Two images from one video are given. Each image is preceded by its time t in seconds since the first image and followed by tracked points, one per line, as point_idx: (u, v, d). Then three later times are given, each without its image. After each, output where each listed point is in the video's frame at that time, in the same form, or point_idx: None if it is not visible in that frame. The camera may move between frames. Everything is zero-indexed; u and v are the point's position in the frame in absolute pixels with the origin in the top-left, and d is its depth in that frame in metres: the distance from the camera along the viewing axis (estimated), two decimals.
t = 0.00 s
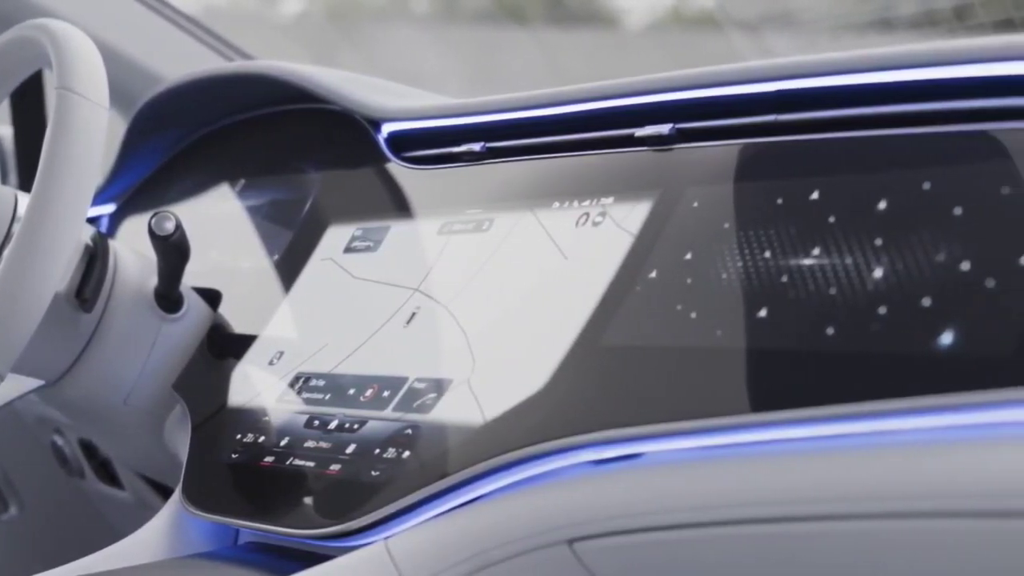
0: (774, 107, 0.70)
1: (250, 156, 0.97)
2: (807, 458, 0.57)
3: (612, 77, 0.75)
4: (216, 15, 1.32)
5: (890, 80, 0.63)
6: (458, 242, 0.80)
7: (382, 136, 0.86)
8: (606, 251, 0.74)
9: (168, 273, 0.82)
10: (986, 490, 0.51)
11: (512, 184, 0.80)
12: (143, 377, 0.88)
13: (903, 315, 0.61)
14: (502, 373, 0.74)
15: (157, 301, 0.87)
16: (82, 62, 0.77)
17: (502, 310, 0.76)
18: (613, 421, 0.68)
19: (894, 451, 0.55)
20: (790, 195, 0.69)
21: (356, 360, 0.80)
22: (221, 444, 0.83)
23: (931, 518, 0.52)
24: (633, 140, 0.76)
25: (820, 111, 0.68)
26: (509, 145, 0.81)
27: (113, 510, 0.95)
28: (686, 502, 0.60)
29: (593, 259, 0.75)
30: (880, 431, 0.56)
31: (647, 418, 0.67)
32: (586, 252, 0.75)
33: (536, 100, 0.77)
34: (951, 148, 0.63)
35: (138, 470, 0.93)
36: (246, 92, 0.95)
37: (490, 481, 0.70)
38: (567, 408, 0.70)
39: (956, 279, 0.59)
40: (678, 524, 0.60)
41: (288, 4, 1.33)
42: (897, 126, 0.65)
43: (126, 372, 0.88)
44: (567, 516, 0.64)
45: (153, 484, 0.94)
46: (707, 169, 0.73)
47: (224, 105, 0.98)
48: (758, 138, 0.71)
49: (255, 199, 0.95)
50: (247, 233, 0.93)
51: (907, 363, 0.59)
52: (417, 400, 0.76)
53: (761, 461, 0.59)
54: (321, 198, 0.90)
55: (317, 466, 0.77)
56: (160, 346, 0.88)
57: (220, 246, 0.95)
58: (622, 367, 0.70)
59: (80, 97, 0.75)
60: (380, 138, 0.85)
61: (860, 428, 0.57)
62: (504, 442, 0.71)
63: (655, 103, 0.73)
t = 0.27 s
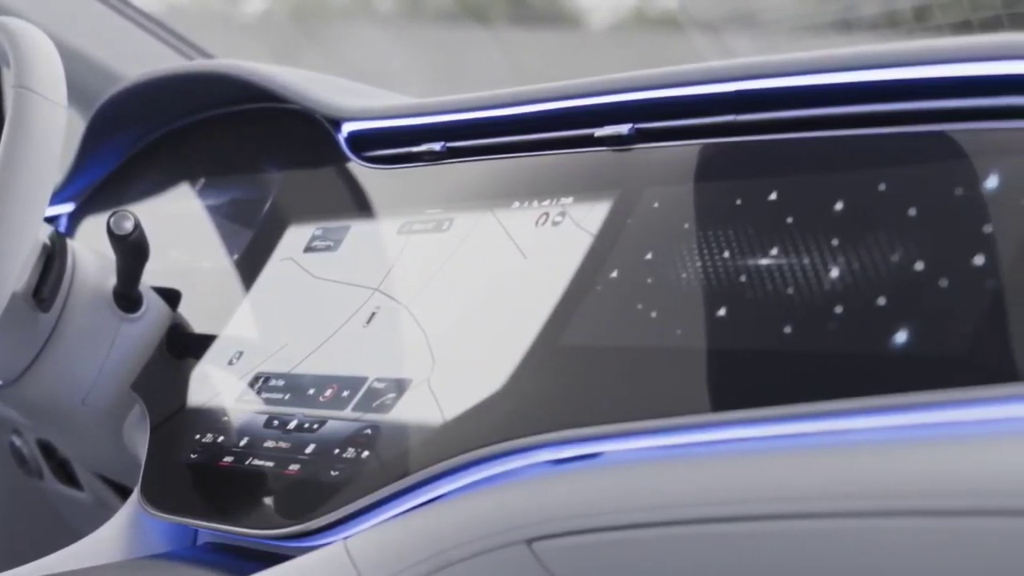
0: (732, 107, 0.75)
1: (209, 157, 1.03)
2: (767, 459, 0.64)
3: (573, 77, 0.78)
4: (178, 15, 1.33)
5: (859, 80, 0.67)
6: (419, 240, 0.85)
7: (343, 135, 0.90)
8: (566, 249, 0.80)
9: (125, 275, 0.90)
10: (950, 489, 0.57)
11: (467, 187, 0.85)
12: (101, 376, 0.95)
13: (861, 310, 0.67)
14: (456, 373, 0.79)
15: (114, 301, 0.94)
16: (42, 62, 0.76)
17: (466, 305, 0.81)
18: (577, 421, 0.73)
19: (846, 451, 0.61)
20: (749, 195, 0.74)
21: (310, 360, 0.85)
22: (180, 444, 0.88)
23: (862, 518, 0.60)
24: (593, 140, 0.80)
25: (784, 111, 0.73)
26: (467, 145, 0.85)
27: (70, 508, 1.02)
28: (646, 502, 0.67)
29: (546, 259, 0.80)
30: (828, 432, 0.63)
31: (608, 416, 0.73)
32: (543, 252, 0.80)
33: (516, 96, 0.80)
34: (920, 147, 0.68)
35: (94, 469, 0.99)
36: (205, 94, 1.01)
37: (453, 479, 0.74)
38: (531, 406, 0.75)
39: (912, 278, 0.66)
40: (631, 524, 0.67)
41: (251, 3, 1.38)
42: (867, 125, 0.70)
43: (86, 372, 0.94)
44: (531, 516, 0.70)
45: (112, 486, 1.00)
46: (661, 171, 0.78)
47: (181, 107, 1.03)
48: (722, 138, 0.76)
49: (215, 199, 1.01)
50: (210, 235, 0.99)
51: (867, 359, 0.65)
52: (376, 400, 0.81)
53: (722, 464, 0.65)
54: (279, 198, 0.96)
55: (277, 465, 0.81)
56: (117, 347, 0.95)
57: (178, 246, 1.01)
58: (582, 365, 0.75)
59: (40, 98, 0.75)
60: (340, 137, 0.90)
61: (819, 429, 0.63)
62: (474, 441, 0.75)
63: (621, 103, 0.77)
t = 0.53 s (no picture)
0: (693, 108, 0.76)
1: (172, 157, 1.05)
2: (726, 458, 0.63)
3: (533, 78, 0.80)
4: (143, 14, 1.35)
5: (831, 80, 0.68)
6: (383, 240, 0.87)
7: (306, 134, 0.92)
8: (531, 248, 0.80)
9: (88, 276, 0.92)
10: (903, 488, 0.56)
11: (428, 188, 0.87)
12: (64, 376, 0.96)
13: (820, 310, 0.67)
14: (422, 372, 0.80)
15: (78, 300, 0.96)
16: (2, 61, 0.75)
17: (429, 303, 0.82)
18: (541, 421, 0.73)
19: (802, 449, 0.61)
20: (711, 197, 0.75)
21: (275, 361, 0.87)
22: (145, 444, 0.89)
23: (824, 517, 0.59)
24: (558, 140, 0.81)
25: (753, 110, 0.74)
26: (431, 145, 0.87)
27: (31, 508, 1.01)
28: (609, 503, 0.66)
29: (509, 258, 0.81)
30: (784, 431, 0.62)
31: (572, 417, 0.72)
32: (509, 252, 0.81)
33: (483, 96, 0.82)
34: (882, 148, 0.69)
35: (58, 470, 0.98)
36: (168, 94, 1.03)
37: (416, 479, 0.74)
38: (496, 406, 0.75)
39: (871, 279, 0.66)
40: (593, 524, 0.66)
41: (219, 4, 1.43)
42: (843, 125, 0.71)
43: (47, 372, 0.96)
44: (494, 516, 0.69)
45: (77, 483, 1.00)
46: (625, 171, 0.79)
47: (144, 107, 1.05)
48: (688, 138, 0.77)
49: (180, 199, 1.04)
50: (174, 234, 1.02)
51: (824, 359, 0.65)
52: (339, 400, 0.82)
53: (682, 465, 0.64)
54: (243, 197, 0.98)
55: (240, 466, 0.82)
56: (80, 346, 0.97)
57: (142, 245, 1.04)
58: (546, 364, 0.75)
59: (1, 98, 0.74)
60: (305, 137, 0.92)
61: (775, 429, 0.63)
62: (439, 440, 0.75)
63: (585, 103, 0.78)
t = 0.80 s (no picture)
0: (656, 108, 0.76)
1: (134, 157, 1.06)
2: (690, 458, 0.64)
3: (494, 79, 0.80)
4: (108, 11, 1.35)
5: (805, 80, 0.68)
6: (344, 240, 0.87)
7: (270, 134, 0.91)
8: (494, 248, 0.80)
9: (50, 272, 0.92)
10: (861, 487, 0.58)
11: (390, 189, 0.87)
12: (25, 376, 0.98)
13: (780, 310, 0.68)
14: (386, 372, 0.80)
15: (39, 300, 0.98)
16: None
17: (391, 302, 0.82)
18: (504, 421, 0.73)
19: (764, 449, 0.62)
20: (674, 198, 0.75)
21: (238, 361, 0.88)
22: (107, 445, 0.91)
23: (777, 516, 0.60)
24: (521, 140, 0.81)
25: (718, 110, 0.74)
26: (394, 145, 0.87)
27: None
28: (576, 501, 0.67)
29: (471, 257, 0.81)
30: (745, 430, 0.63)
31: (535, 416, 0.73)
32: (473, 253, 0.81)
33: (447, 96, 0.81)
34: (840, 148, 0.70)
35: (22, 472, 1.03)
36: (128, 93, 1.03)
37: (378, 480, 0.75)
38: (461, 407, 0.75)
39: (830, 279, 0.66)
40: (557, 524, 0.67)
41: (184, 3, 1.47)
42: (817, 126, 0.71)
43: (10, 371, 0.98)
44: (453, 516, 0.70)
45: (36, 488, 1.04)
46: (588, 172, 0.79)
47: (104, 107, 1.06)
48: (651, 138, 0.77)
49: (142, 199, 1.04)
50: (136, 234, 1.03)
51: (784, 359, 0.66)
52: (302, 400, 0.83)
53: (643, 465, 0.65)
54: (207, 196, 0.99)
55: (202, 466, 0.83)
56: (42, 346, 0.98)
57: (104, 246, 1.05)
58: (510, 364, 0.75)
59: None
60: (268, 136, 0.91)
61: (737, 428, 0.64)
62: (404, 438, 0.76)
63: (550, 103, 0.78)
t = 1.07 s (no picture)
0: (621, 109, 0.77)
1: (96, 158, 1.06)
2: (655, 458, 0.64)
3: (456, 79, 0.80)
4: (76, 8, 1.37)
5: (782, 80, 0.68)
6: (309, 239, 0.87)
7: (235, 134, 0.91)
8: (459, 248, 0.81)
9: (11, 274, 0.94)
10: (826, 487, 0.58)
11: (356, 189, 0.88)
12: None
13: (743, 310, 0.68)
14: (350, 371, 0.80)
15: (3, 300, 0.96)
16: None
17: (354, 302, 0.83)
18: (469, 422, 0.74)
19: (730, 449, 0.62)
20: (639, 199, 0.75)
21: (202, 361, 0.88)
22: (71, 446, 0.91)
23: (741, 516, 0.61)
24: (485, 141, 0.81)
25: (691, 110, 0.74)
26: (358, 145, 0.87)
27: None
28: (542, 501, 0.67)
29: (436, 256, 0.81)
30: (710, 430, 0.64)
31: (500, 416, 0.73)
32: (437, 253, 0.81)
33: (412, 96, 0.81)
34: (805, 149, 0.71)
35: None
36: (91, 92, 1.03)
37: (344, 479, 0.75)
38: (427, 408, 0.76)
39: (791, 279, 0.67)
40: (522, 524, 0.68)
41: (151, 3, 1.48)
42: (796, 125, 0.71)
43: None
44: (417, 516, 0.70)
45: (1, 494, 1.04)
46: (554, 171, 0.80)
47: (66, 107, 1.06)
48: (614, 138, 0.78)
49: (106, 198, 1.04)
50: (100, 233, 1.02)
51: (746, 358, 0.66)
52: (266, 401, 0.83)
53: (606, 465, 0.66)
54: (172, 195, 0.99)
55: (167, 467, 0.83)
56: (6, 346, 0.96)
57: (68, 245, 1.05)
58: (477, 364, 0.76)
59: None
60: (232, 136, 0.92)
61: (702, 428, 0.64)
62: (370, 438, 0.76)
63: (515, 103, 0.78)
